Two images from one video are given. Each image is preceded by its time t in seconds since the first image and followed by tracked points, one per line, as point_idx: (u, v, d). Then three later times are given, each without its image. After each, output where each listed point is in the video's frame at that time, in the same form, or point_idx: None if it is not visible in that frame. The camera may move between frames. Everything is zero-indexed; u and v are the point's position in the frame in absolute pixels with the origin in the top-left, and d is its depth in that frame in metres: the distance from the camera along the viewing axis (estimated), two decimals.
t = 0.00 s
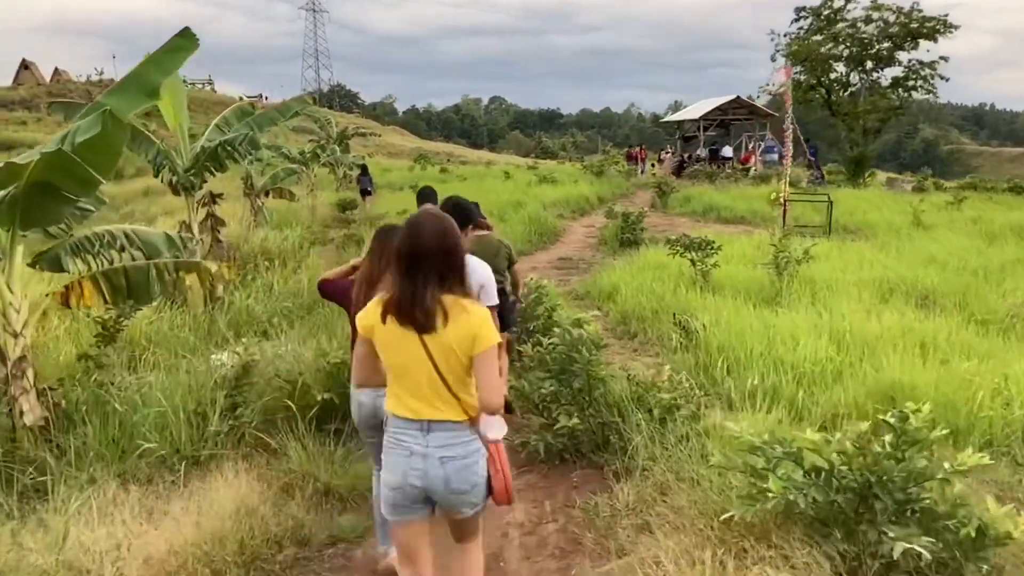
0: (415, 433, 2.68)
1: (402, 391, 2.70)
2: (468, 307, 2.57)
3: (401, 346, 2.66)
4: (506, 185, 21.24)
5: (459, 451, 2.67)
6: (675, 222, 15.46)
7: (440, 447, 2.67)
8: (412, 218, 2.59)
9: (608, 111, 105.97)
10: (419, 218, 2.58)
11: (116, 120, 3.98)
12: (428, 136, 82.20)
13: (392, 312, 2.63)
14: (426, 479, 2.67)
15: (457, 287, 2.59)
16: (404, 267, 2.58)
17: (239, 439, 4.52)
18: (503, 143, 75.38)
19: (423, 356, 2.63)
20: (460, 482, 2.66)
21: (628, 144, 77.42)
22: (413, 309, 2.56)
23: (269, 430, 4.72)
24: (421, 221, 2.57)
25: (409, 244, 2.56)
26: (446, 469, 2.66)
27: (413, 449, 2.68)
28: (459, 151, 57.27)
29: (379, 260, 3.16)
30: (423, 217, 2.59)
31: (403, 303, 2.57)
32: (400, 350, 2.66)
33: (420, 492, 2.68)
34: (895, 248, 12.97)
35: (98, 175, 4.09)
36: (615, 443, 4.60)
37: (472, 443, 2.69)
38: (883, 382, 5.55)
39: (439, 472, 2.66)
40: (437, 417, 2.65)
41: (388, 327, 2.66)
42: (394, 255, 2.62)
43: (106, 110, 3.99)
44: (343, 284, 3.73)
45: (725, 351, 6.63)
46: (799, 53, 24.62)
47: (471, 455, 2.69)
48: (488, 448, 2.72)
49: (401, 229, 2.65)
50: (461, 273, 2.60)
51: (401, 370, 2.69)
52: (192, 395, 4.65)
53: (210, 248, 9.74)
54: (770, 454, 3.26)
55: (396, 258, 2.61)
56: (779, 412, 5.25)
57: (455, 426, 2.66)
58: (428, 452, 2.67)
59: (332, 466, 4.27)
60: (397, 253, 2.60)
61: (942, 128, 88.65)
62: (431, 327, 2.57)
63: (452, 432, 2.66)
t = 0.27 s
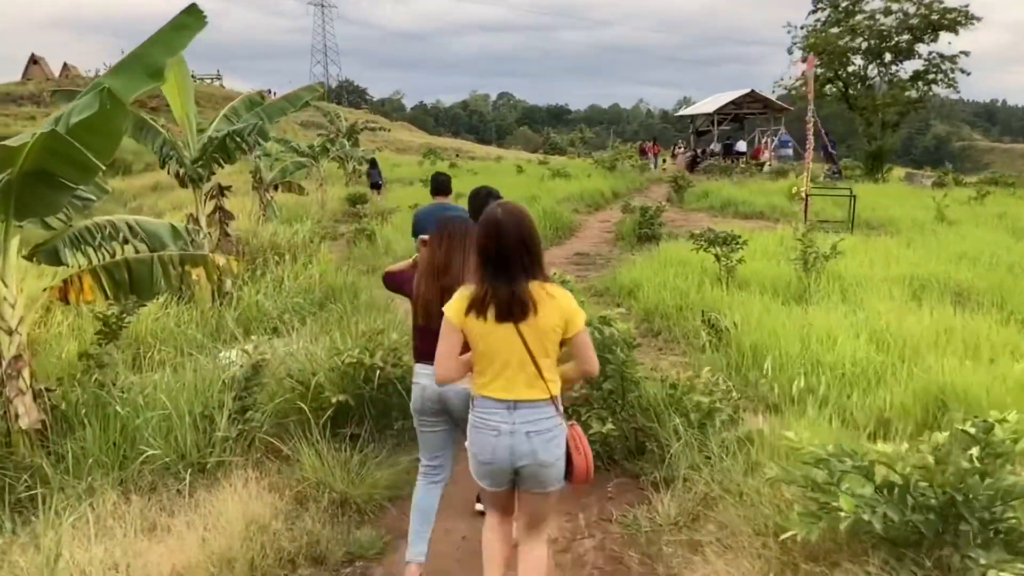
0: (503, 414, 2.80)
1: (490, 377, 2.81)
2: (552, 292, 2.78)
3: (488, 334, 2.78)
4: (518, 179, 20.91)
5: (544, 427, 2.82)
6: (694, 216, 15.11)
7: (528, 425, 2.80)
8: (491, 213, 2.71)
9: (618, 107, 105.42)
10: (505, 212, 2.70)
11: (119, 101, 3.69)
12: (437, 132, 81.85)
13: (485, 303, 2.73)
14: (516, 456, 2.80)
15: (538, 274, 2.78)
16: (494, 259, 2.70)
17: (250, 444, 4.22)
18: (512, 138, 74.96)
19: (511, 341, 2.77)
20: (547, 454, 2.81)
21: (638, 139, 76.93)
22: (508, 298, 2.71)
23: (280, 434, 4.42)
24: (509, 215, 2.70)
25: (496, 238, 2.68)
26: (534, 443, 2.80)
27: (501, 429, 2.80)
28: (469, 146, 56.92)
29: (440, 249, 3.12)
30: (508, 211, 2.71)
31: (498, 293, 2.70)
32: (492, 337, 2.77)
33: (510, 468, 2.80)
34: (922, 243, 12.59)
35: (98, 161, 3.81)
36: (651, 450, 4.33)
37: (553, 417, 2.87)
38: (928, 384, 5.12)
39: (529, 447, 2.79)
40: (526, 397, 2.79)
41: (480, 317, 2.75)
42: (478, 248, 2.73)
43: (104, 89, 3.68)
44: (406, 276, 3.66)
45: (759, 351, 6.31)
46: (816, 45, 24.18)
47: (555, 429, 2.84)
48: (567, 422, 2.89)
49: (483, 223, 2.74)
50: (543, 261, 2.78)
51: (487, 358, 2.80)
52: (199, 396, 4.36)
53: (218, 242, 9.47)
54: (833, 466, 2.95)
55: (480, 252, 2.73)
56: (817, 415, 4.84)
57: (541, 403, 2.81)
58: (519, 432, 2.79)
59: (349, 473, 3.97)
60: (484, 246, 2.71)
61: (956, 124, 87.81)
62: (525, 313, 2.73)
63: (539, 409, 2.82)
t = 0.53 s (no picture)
0: (545, 393, 2.83)
1: (533, 356, 2.85)
2: (597, 278, 2.79)
3: (533, 314, 2.82)
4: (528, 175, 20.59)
5: (587, 410, 2.82)
6: (708, 213, 14.80)
7: (570, 407, 2.81)
8: (549, 197, 2.73)
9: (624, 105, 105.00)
10: (557, 194, 2.74)
11: (113, 81, 3.40)
12: (443, 129, 81.56)
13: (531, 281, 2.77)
14: (557, 436, 2.82)
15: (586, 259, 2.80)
16: (543, 239, 2.73)
17: (256, 452, 3.93)
18: (518, 136, 74.59)
19: (555, 322, 2.81)
20: (587, 437, 2.81)
21: (645, 138, 76.52)
22: (552, 281, 2.73)
23: (288, 443, 4.13)
24: (560, 197, 2.73)
25: (549, 219, 2.69)
26: (576, 426, 2.81)
27: (543, 407, 2.83)
28: (475, 144, 56.59)
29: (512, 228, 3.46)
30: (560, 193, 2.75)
31: (544, 272, 2.73)
32: (536, 317, 2.81)
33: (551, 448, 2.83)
34: (946, 240, 12.26)
35: (92, 147, 3.53)
36: (687, 461, 4.02)
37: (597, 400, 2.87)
38: (979, 388, 4.67)
39: (569, 429, 2.81)
40: (567, 378, 2.80)
41: (526, 296, 2.79)
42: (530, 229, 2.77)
43: (97, 67, 3.39)
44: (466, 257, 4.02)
45: (791, 353, 6.00)
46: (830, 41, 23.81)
47: (596, 414, 2.84)
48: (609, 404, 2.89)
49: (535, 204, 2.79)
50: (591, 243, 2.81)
51: (531, 337, 2.84)
52: (203, 401, 4.07)
53: (223, 238, 9.19)
54: (909, 485, 2.66)
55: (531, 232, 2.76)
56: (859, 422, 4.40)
57: (584, 386, 2.82)
58: (559, 412, 2.81)
59: (365, 486, 3.68)
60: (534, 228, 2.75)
61: (965, 122, 87.18)
62: (569, 293, 2.76)
63: (580, 392, 2.82)
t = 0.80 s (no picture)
0: (613, 380, 2.76)
1: (600, 342, 2.78)
2: (668, 262, 2.75)
3: (601, 296, 2.76)
4: (544, 172, 20.24)
5: (654, 398, 2.76)
6: (731, 210, 14.41)
7: (637, 394, 2.75)
8: (623, 180, 2.72)
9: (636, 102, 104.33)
10: (630, 179, 2.71)
11: (113, 62, 3.10)
12: (455, 126, 81.23)
13: (601, 264, 2.72)
14: (625, 425, 2.75)
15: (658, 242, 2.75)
16: (615, 221, 2.69)
17: (270, 468, 3.63)
18: (530, 133, 74.16)
19: (624, 304, 2.75)
20: (656, 424, 2.75)
21: (658, 135, 75.93)
22: (625, 260, 2.68)
23: (303, 457, 3.84)
24: (633, 181, 2.71)
25: (622, 202, 2.68)
26: (647, 412, 2.75)
27: (613, 395, 2.76)
28: (487, 141, 56.18)
29: (547, 223, 3.13)
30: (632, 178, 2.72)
31: (615, 255, 2.68)
32: (604, 301, 2.76)
33: (622, 438, 2.75)
34: (980, 239, 11.84)
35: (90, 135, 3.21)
36: (738, 480, 3.71)
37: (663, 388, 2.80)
38: None
39: (641, 416, 2.74)
40: (634, 363, 2.74)
41: (595, 279, 2.75)
42: (603, 208, 2.73)
43: (97, 46, 3.08)
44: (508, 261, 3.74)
45: (835, 359, 5.64)
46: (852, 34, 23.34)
47: (663, 401, 2.78)
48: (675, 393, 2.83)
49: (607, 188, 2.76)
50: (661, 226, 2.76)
51: (598, 321, 2.78)
52: (211, 410, 3.76)
53: (235, 235, 8.91)
54: (1015, 520, 2.33)
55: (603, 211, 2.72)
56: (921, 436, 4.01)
57: (651, 373, 2.76)
58: (626, 399, 2.75)
59: (387, 506, 3.37)
60: (607, 210, 2.71)
61: (982, 120, 86.06)
62: (640, 276, 2.71)
63: (647, 379, 2.76)
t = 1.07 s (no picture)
0: (695, 372, 2.72)
1: (686, 326, 2.73)
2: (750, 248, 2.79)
3: (691, 277, 2.72)
4: (563, 168, 19.85)
5: (734, 388, 2.75)
6: (759, 208, 13.98)
7: (719, 384, 2.73)
8: (710, 161, 2.73)
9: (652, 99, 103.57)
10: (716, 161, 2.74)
11: (119, 36, 2.76)
12: (470, 123, 80.85)
13: (693, 244, 2.70)
14: (707, 417, 2.71)
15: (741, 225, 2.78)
16: (709, 201, 2.68)
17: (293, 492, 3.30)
18: (545, 130, 73.69)
19: (711, 288, 2.73)
20: (737, 417, 2.74)
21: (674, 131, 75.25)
22: (723, 239, 2.68)
23: (326, 477, 3.51)
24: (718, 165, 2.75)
25: (714, 182, 2.68)
26: (727, 404, 2.73)
27: (693, 390, 2.72)
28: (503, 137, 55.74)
29: (610, 224, 3.01)
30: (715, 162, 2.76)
31: (710, 233, 2.67)
32: (693, 283, 2.72)
33: (702, 433, 2.71)
34: None
35: (95, 121, 2.89)
36: (808, 507, 3.35)
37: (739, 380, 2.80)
38: None
39: (722, 408, 2.72)
40: (718, 350, 2.73)
41: (686, 259, 2.71)
42: (693, 189, 2.72)
43: (101, 20, 2.76)
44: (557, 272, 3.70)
45: (893, 367, 5.25)
46: (880, 27, 22.78)
47: (741, 393, 2.77)
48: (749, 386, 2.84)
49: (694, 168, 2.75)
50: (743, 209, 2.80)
51: (684, 306, 2.74)
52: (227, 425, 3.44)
53: (251, 233, 8.61)
54: None
55: (696, 189, 2.71)
56: (1009, 460, 3.62)
57: (731, 362, 2.75)
58: (710, 386, 2.71)
59: (421, 536, 3.04)
60: (698, 190, 2.70)
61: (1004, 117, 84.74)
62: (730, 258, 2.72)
63: (728, 368, 2.75)
